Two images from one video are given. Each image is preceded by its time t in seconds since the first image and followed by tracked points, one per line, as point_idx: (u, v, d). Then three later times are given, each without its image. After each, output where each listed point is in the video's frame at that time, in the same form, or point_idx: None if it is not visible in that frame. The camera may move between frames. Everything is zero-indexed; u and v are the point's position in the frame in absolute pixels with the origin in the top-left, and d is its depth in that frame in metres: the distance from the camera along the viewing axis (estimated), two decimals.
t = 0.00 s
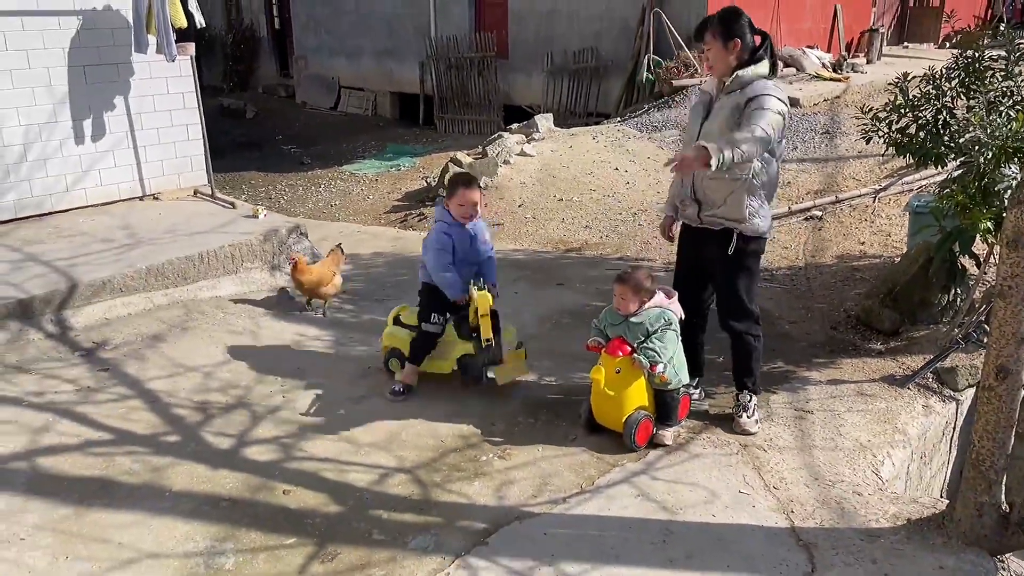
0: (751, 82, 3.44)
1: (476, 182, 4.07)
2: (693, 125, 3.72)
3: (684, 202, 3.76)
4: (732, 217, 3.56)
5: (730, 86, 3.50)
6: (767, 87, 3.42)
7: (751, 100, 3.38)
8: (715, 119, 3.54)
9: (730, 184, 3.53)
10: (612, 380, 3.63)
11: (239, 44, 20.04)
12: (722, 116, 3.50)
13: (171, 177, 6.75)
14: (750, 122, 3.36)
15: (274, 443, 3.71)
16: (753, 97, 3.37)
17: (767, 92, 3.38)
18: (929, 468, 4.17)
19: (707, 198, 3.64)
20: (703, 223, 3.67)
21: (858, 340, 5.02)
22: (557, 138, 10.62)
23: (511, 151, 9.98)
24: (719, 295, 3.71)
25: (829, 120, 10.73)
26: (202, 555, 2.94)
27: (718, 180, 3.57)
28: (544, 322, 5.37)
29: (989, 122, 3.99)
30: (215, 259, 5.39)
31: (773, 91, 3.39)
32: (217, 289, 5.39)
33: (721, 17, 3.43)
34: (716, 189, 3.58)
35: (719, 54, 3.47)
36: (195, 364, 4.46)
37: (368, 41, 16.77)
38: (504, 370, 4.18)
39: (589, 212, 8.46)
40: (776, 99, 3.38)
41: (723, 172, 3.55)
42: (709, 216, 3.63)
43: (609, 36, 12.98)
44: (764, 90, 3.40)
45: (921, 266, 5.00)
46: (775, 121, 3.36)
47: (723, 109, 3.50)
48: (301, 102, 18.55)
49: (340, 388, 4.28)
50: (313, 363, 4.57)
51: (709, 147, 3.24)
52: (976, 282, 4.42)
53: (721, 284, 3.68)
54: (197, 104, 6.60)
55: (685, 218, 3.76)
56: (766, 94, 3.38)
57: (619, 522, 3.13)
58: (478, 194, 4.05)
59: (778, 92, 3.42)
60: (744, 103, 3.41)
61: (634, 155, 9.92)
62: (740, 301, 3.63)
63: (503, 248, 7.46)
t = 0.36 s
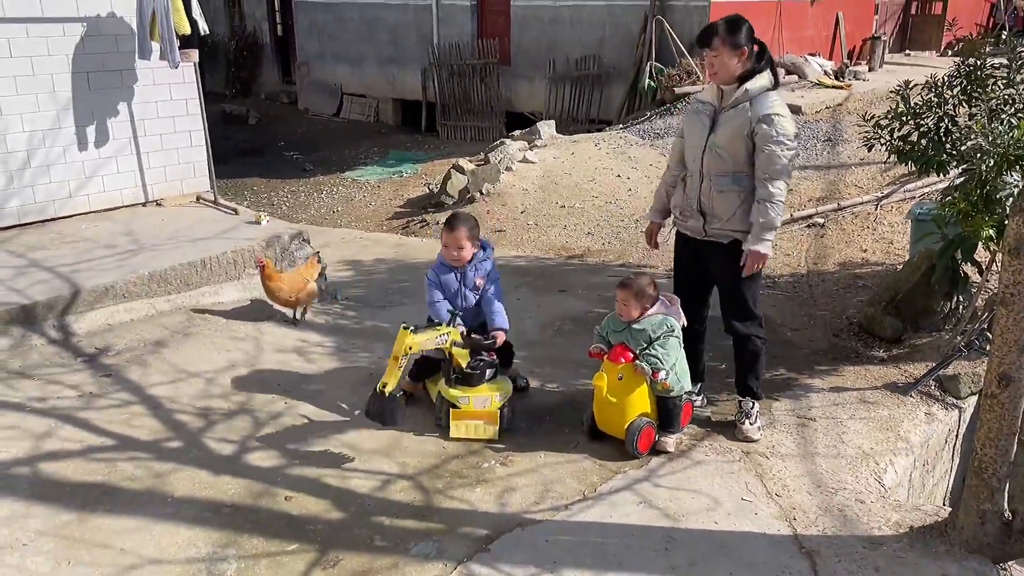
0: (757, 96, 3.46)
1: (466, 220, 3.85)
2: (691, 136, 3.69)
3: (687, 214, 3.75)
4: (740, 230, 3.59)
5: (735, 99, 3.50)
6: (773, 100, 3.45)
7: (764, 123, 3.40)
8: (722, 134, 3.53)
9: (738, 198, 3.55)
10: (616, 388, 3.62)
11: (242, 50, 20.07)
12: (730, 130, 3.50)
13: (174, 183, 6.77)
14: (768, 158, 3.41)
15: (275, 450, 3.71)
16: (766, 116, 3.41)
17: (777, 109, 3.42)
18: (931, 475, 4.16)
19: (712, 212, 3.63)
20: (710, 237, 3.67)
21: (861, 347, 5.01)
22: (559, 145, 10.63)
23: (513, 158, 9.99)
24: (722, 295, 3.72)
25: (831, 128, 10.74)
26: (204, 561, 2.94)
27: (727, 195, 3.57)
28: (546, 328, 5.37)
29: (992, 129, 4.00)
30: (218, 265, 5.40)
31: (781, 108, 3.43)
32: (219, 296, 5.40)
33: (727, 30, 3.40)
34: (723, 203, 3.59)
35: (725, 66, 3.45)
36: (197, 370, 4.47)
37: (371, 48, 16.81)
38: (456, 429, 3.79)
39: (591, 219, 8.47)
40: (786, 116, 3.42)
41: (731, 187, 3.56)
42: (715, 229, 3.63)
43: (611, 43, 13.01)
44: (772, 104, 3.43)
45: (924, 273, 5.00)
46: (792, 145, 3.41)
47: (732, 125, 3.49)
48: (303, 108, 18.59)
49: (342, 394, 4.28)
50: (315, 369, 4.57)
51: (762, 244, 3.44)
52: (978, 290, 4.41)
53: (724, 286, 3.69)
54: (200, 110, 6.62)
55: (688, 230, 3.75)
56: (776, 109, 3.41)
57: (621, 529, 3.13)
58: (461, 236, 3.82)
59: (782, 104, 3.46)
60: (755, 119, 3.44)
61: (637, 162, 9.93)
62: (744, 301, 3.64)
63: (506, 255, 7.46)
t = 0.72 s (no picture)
0: (768, 104, 3.46)
1: (488, 227, 3.81)
2: (699, 145, 3.65)
3: (701, 225, 3.71)
4: (758, 239, 3.60)
5: (747, 107, 3.48)
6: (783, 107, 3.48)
7: (779, 131, 3.43)
8: (736, 143, 3.52)
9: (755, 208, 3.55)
10: (622, 396, 3.62)
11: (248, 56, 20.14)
12: (745, 140, 3.50)
13: (181, 188, 6.80)
14: (783, 167, 3.44)
15: (281, 454, 3.71)
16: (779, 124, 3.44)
17: (787, 118, 3.45)
18: (937, 483, 4.15)
19: (730, 223, 3.60)
20: (726, 248, 3.64)
21: (867, 355, 5.00)
22: (565, 151, 10.65)
23: (518, 164, 10.00)
24: (732, 299, 3.74)
25: (837, 135, 10.74)
26: (210, 565, 2.95)
27: (745, 205, 3.55)
28: (551, 334, 5.38)
29: (999, 137, 4.00)
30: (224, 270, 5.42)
31: (790, 117, 3.46)
32: (225, 300, 5.42)
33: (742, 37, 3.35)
34: (741, 213, 3.57)
35: (739, 74, 3.43)
36: (203, 374, 4.48)
37: (377, 54, 16.86)
38: (459, 441, 3.73)
39: (597, 225, 8.48)
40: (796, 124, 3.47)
41: (747, 196, 3.55)
42: (734, 240, 3.61)
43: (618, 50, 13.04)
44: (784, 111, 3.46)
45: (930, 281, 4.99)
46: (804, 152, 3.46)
47: (747, 134, 3.48)
48: (309, 113, 18.64)
49: (346, 399, 4.29)
50: (320, 374, 4.58)
51: (778, 253, 3.46)
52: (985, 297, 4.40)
53: (735, 290, 3.69)
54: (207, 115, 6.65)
55: (703, 242, 3.71)
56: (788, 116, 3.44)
57: (625, 534, 3.14)
58: (480, 243, 3.78)
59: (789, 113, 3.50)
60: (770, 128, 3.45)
61: (642, 169, 9.94)
62: (755, 304, 3.65)
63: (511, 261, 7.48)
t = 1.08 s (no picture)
0: (789, 111, 3.45)
1: (492, 236, 3.81)
2: (717, 152, 3.65)
3: (719, 232, 3.70)
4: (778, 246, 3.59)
5: (767, 114, 3.47)
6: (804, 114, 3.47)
7: (800, 140, 3.42)
8: (756, 151, 3.51)
9: (774, 217, 3.55)
10: (633, 402, 3.62)
11: (263, 61, 20.26)
12: (765, 147, 3.49)
13: (197, 191, 6.86)
14: (803, 175, 3.44)
15: (294, 456, 3.74)
16: (800, 133, 3.43)
17: (808, 125, 3.45)
18: (951, 491, 4.12)
19: (749, 231, 3.60)
20: (745, 255, 3.64)
21: (880, 361, 4.98)
22: (578, 156, 10.66)
23: (531, 169, 10.03)
24: (749, 306, 3.73)
25: (851, 141, 10.71)
26: (223, 565, 2.97)
27: (764, 213, 3.55)
28: (563, 338, 5.39)
29: (1014, 143, 3.98)
30: (238, 273, 5.46)
31: (811, 124, 3.46)
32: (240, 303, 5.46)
33: (763, 44, 3.34)
34: (760, 222, 3.56)
35: (759, 80, 3.42)
36: (218, 376, 4.52)
37: (391, 59, 16.94)
38: (469, 448, 3.69)
39: (609, 230, 8.49)
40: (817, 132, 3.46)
41: (766, 204, 3.55)
42: (753, 248, 3.61)
43: (631, 55, 13.06)
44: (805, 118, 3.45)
45: (944, 287, 4.97)
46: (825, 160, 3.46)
47: (767, 142, 3.48)
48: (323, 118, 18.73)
49: (359, 402, 4.31)
50: (334, 377, 4.61)
51: (797, 262, 3.46)
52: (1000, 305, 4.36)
53: (753, 297, 3.69)
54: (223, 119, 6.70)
55: (722, 249, 3.71)
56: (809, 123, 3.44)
57: (635, 538, 3.15)
58: (485, 253, 3.78)
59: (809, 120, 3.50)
60: (790, 136, 3.44)
61: (655, 174, 9.94)
62: (772, 312, 3.65)
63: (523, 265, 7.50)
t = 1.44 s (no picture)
0: (833, 119, 3.40)
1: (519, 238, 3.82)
2: (760, 160, 3.64)
3: (762, 240, 3.71)
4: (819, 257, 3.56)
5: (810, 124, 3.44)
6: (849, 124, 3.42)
7: (842, 151, 3.37)
8: (797, 161, 3.49)
9: (816, 228, 3.52)
10: (658, 406, 3.60)
11: (291, 64, 20.45)
12: (806, 158, 3.46)
13: (225, 192, 6.95)
14: (846, 187, 3.39)
15: (318, 456, 3.77)
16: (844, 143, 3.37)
17: (853, 135, 3.39)
18: (979, 501, 4.07)
19: (790, 241, 3.59)
20: (785, 265, 3.63)
21: (907, 369, 4.92)
22: (602, 159, 10.65)
23: (555, 172, 10.04)
24: (784, 317, 3.67)
25: (878, 146, 10.60)
26: (248, 563, 3.01)
27: (805, 224, 3.53)
28: (587, 342, 5.39)
29: None
30: (265, 274, 5.52)
31: (857, 133, 3.39)
32: (266, 303, 5.52)
33: (804, 51, 3.31)
34: (801, 233, 3.54)
35: (801, 88, 3.38)
36: (244, 375, 4.57)
37: (417, 62, 17.03)
38: (492, 450, 3.71)
39: (633, 233, 8.47)
40: (862, 141, 3.39)
41: (808, 215, 3.53)
42: (795, 258, 3.59)
43: (656, 59, 13.03)
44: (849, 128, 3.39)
45: (974, 295, 4.93)
46: (870, 171, 3.38)
47: (808, 152, 3.45)
48: (349, 120, 18.86)
49: (383, 403, 4.34)
50: (358, 378, 4.64)
51: (833, 275, 3.43)
52: None
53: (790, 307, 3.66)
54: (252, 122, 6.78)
55: (764, 257, 3.71)
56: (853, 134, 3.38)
57: (656, 543, 3.14)
58: (509, 255, 3.79)
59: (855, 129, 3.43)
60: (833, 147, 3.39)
61: (680, 178, 9.91)
62: (808, 327, 3.62)
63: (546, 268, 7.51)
